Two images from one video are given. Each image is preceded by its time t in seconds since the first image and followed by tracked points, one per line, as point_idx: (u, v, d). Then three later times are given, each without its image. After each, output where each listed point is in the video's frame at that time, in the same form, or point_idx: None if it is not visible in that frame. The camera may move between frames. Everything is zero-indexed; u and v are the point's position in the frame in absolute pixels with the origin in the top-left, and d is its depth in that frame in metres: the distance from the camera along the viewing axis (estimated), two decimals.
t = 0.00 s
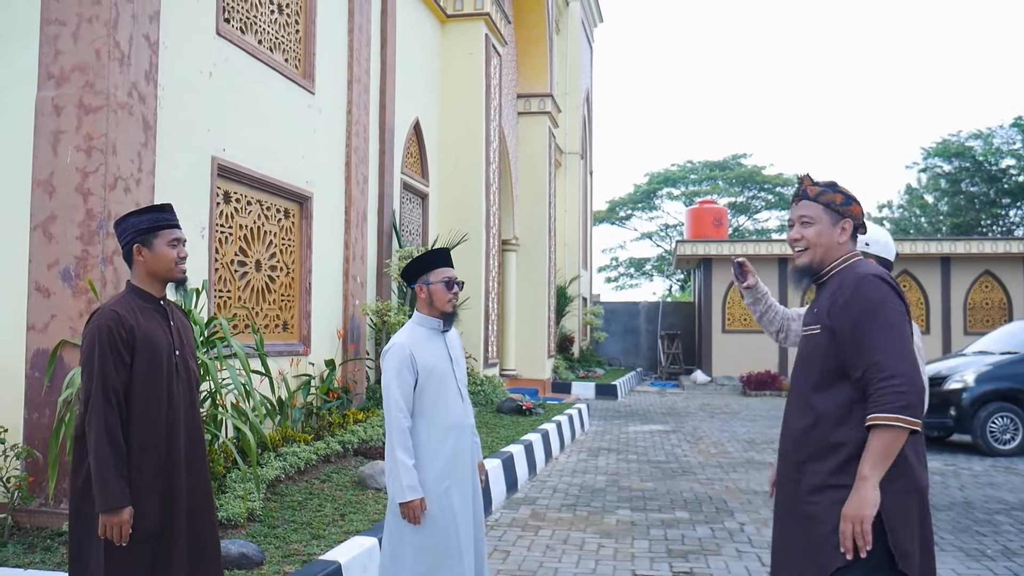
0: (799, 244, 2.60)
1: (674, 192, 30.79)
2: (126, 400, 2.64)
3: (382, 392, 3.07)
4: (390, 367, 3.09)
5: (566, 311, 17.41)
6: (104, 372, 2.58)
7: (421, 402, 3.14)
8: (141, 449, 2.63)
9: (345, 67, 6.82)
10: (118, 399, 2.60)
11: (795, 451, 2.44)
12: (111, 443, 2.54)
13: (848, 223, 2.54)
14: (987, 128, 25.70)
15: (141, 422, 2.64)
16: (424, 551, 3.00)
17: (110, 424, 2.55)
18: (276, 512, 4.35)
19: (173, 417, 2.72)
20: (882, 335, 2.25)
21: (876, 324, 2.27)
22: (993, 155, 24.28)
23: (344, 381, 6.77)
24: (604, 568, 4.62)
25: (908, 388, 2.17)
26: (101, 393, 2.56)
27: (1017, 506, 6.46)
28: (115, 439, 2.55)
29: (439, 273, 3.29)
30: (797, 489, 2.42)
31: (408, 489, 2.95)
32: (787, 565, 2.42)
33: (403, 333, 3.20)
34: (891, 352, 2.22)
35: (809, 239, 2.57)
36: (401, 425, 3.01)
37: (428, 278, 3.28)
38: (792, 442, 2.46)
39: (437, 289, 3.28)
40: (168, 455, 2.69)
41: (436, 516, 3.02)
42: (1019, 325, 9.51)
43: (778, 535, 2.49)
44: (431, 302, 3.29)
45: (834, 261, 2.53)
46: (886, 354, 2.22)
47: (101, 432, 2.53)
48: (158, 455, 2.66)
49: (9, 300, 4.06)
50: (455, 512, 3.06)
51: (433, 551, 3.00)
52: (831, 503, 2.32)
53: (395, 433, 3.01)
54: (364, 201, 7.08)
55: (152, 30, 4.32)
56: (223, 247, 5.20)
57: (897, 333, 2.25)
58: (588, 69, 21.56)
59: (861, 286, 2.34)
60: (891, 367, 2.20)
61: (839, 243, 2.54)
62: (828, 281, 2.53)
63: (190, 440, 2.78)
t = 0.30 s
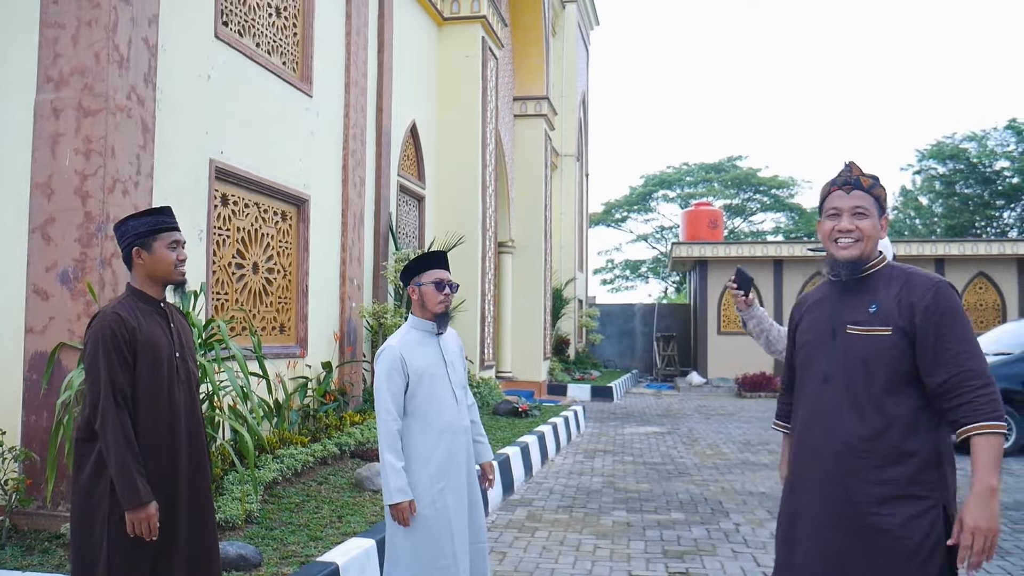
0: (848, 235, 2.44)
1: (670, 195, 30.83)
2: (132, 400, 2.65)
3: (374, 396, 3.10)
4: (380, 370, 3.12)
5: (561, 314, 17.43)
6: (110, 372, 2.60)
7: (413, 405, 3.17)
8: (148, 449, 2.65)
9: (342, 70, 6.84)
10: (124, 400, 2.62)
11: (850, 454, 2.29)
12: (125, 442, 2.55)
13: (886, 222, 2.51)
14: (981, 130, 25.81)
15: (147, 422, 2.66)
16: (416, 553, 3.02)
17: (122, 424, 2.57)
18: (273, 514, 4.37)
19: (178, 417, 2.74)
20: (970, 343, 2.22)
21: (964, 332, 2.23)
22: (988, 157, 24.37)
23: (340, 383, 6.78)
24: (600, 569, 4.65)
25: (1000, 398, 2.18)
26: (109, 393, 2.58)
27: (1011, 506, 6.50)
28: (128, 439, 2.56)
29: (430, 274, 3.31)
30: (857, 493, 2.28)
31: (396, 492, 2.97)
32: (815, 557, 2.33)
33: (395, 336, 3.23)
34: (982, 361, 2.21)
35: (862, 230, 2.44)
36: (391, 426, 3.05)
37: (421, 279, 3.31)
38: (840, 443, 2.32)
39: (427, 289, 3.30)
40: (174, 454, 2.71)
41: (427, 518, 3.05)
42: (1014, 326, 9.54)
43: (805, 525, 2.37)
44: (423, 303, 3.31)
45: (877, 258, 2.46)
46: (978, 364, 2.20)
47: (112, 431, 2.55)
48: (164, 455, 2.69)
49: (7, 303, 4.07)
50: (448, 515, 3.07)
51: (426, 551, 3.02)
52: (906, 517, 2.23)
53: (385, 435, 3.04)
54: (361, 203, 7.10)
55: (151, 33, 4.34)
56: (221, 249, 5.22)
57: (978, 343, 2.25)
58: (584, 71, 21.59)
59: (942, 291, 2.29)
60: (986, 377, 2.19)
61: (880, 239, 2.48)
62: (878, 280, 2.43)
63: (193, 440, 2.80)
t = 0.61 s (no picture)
0: (851, 239, 2.27)
1: (634, 199, 31.10)
2: (92, 404, 2.65)
3: (332, 399, 3.14)
4: (337, 374, 3.16)
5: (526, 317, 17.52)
6: (70, 375, 2.60)
7: (372, 407, 3.20)
8: (108, 453, 2.65)
9: (307, 72, 6.84)
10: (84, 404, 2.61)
11: (860, 456, 2.09)
12: (83, 446, 2.55)
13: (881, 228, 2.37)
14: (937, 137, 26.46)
15: (107, 427, 2.66)
16: (375, 554, 3.07)
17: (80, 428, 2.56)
18: (236, 517, 4.37)
19: (140, 422, 2.74)
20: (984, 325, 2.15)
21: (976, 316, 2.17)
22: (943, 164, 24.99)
23: (304, 386, 6.77)
24: (563, 569, 4.71)
25: None
26: (68, 396, 2.58)
27: (961, 503, 6.69)
28: (86, 444, 2.56)
29: (388, 276, 3.37)
30: (867, 492, 2.09)
31: (351, 494, 3.03)
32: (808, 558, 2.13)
33: (354, 339, 3.27)
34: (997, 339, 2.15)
35: (863, 234, 2.28)
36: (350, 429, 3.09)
37: (379, 282, 3.37)
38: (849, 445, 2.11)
39: (385, 291, 3.35)
40: (134, 459, 2.71)
41: (385, 520, 3.08)
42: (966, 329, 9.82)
43: (801, 524, 2.15)
44: (382, 305, 3.36)
45: (874, 263, 2.29)
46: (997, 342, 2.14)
47: (70, 435, 2.54)
48: (124, 459, 2.68)
49: None
50: (407, 517, 3.10)
51: (385, 552, 3.06)
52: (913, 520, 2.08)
53: (341, 438, 3.09)
54: (325, 206, 7.10)
55: (113, 34, 4.31)
56: (183, 251, 5.20)
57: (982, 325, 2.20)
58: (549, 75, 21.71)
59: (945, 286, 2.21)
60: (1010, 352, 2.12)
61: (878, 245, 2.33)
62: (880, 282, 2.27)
63: (154, 445, 2.80)
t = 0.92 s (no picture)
0: (809, 250, 2.27)
1: (600, 203, 31.31)
2: (50, 406, 2.68)
3: (290, 403, 3.20)
4: (295, 377, 3.22)
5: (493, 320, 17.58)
6: (27, 377, 2.63)
7: (329, 409, 3.25)
8: (66, 454, 2.67)
9: (273, 76, 6.85)
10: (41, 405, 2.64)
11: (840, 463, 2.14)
12: (36, 448, 2.58)
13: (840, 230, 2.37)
14: (897, 144, 27.01)
15: (66, 428, 2.68)
16: (333, 555, 3.12)
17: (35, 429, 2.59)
18: (202, 519, 4.38)
19: (100, 423, 2.76)
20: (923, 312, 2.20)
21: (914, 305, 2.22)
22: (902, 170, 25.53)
23: (270, 390, 6.77)
24: (527, 568, 4.79)
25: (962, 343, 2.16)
26: (25, 398, 2.61)
27: (915, 501, 6.89)
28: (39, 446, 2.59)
29: (346, 280, 3.42)
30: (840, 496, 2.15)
31: (305, 495, 3.08)
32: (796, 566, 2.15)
33: (313, 342, 3.33)
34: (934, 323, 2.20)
35: (820, 244, 2.28)
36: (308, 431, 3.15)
37: (338, 285, 3.42)
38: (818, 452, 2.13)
39: (344, 294, 3.40)
40: (94, 461, 2.72)
41: (343, 521, 3.14)
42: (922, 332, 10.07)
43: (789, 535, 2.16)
44: (341, 308, 3.41)
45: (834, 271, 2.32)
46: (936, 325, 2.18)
47: (24, 437, 2.57)
48: (83, 460, 2.70)
49: None
50: (365, 517, 3.16)
51: (343, 552, 3.12)
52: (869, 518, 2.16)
53: (298, 440, 3.14)
54: (292, 210, 7.11)
55: (78, 38, 4.31)
56: (148, 255, 5.19)
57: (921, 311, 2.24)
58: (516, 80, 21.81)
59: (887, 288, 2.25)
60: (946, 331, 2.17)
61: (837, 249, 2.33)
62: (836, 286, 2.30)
63: (116, 447, 2.82)
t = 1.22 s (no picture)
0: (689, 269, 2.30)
1: (582, 207, 31.50)
2: (39, 398, 2.79)
3: (267, 398, 3.33)
4: (273, 373, 3.35)
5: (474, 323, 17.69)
6: (15, 370, 2.74)
7: (304, 406, 3.37)
8: (55, 444, 2.77)
9: (258, 80, 6.95)
10: (28, 397, 2.75)
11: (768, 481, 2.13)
12: (24, 437, 2.69)
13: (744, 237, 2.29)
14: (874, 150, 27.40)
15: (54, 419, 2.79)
16: (308, 545, 3.23)
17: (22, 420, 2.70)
18: (188, 514, 4.47)
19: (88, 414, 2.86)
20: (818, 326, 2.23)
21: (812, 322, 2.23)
22: (879, 176, 25.91)
23: (254, 390, 6.86)
24: (507, 562, 4.92)
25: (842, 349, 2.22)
26: (13, 390, 2.73)
27: (885, 498, 7.08)
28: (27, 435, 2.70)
29: (321, 280, 3.53)
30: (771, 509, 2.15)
31: (280, 487, 3.19)
32: None
33: (291, 340, 3.46)
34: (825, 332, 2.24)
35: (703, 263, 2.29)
36: (282, 427, 3.28)
37: (315, 285, 3.53)
38: (751, 472, 2.13)
39: (320, 294, 3.52)
40: (84, 450, 2.82)
41: (317, 512, 3.25)
42: (895, 335, 10.29)
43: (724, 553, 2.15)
44: (317, 308, 3.54)
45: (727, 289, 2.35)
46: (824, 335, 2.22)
47: (12, 427, 2.69)
48: (73, 449, 2.80)
49: None
50: (338, 509, 3.27)
51: (317, 543, 3.23)
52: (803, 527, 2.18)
53: (274, 433, 3.27)
54: (276, 212, 7.20)
55: (68, 42, 4.41)
56: (134, 256, 5.28)
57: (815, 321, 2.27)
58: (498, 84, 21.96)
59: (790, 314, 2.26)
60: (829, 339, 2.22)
61: (733, 261, 2.30)
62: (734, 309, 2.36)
63: (105, 437, 2.92)
